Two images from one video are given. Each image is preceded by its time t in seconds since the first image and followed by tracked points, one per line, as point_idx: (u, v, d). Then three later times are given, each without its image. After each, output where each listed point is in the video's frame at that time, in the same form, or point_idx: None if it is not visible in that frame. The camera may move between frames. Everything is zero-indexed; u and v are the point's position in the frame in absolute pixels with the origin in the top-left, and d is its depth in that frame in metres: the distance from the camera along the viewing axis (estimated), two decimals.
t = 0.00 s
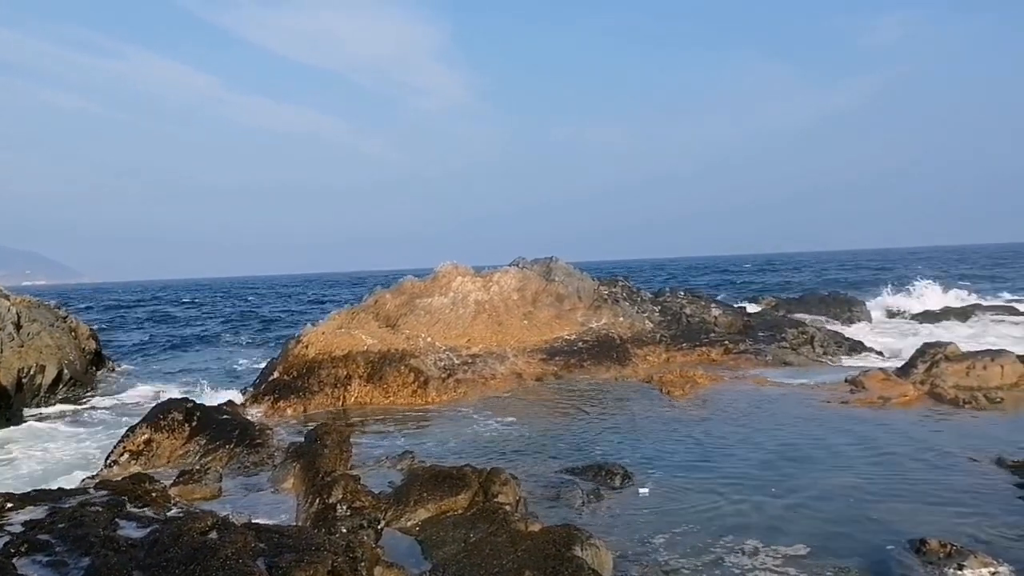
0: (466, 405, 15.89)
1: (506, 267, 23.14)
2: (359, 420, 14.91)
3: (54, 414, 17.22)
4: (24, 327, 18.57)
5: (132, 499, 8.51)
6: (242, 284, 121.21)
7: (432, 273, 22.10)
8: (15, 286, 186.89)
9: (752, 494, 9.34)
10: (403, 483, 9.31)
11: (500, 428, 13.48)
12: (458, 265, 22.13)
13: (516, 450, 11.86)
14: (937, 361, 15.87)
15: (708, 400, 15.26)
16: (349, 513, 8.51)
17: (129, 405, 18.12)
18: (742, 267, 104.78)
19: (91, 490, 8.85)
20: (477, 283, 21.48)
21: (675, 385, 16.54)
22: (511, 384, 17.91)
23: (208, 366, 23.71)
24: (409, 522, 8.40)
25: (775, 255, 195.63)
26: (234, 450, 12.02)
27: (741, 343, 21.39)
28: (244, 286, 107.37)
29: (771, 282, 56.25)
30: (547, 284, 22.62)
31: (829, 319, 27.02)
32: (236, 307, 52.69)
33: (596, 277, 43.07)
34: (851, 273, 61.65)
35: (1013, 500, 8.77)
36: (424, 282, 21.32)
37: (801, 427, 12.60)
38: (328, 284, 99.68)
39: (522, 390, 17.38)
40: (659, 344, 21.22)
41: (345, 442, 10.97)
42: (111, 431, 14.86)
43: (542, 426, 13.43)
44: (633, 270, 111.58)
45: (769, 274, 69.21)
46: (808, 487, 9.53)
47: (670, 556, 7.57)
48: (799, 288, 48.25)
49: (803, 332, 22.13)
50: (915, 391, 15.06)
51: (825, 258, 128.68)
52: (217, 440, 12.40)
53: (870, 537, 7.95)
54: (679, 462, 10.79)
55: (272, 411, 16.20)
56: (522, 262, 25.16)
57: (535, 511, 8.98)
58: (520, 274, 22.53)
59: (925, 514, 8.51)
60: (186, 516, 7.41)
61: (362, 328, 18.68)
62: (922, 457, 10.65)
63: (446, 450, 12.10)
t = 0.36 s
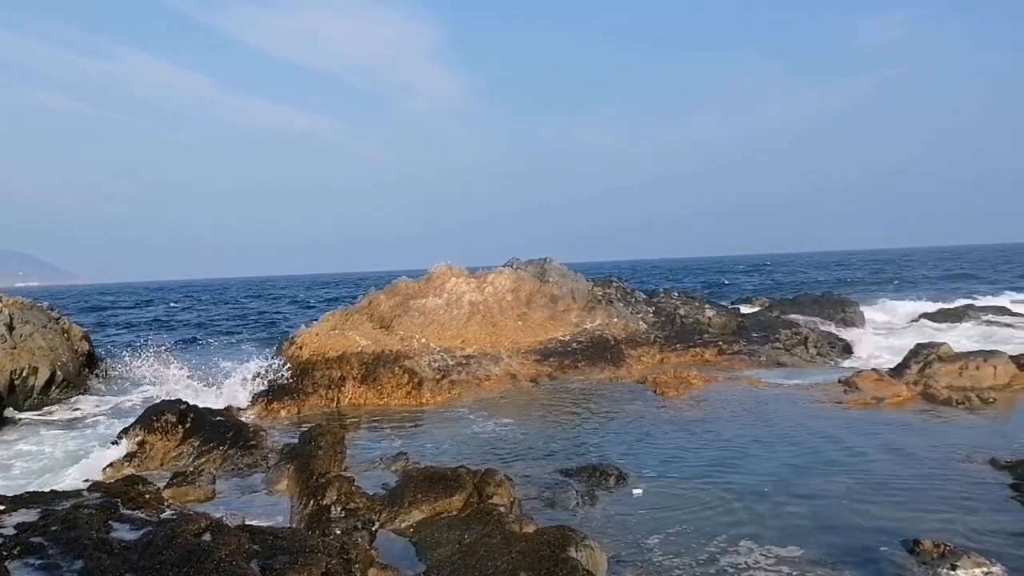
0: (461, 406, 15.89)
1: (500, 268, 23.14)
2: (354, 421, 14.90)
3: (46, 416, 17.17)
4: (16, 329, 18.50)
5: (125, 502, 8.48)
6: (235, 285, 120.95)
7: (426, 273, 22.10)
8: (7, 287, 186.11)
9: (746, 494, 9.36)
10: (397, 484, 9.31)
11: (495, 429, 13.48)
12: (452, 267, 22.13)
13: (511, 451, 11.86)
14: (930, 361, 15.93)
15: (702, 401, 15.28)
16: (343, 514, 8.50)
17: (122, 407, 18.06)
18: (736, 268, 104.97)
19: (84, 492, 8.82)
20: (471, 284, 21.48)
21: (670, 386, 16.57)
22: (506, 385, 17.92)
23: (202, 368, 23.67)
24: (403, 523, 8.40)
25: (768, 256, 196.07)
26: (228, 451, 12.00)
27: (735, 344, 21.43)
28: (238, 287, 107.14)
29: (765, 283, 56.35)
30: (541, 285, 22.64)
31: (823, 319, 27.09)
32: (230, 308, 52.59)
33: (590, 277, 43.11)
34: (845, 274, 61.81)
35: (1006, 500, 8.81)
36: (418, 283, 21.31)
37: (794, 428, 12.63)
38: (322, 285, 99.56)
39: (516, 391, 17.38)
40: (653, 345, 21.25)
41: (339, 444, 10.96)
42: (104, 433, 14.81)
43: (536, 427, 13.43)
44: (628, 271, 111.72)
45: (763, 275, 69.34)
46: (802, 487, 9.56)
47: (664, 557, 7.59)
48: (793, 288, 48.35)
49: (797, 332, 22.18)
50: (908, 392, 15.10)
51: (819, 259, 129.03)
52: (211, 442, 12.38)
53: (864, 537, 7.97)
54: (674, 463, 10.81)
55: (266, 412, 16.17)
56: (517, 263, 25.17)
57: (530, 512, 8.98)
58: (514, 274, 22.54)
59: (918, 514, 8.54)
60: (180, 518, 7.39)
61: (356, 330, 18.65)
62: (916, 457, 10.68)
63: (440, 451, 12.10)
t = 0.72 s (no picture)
0: (464, 407, 15.90)
1: (503, 269, 23.15)
2: (356, 422, 14.90)
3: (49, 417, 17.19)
4: (19, 329, 18.52)
5: (128, 502, 8.50)
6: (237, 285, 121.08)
7: (428, 274, 22.11)
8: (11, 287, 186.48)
9: (749, 496, 9.35)
10: (399, 485, 9.30)
11: (497, 430, 13.49)
12: (454, 268, 22.13)
13: (514, 452, 11.86)
14: (932, 363, 15.91)
15: (704, 402, 15.28)
16: (346, 515, 8.50)
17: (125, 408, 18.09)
18: (739, 269, 104.91)
19: (87, 493, 8.83)
20: (473, 285, 21.48)
21: (672, 387, 16.56)
22: (508, 386, 17.93)
23: (205, 368, 23.74)
24: (406, 524, 8.40)
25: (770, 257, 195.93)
26: (231, 452, 12.01)
27: (737, 345, 21.43)
28: (241, 288, 107.33)
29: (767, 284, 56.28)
30: (544, 286, 22.63)
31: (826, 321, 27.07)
32: (233, 309, 52.66)
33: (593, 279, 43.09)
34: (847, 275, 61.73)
35: (1008, 502, 8.80)
36: (420, 284, 21.32)
37: (797, 430, 12.62)
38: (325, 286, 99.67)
39: (518, 392, 17.38)
40: (655, 346, 21.25)
41: (342, 445, 10.96)
42: (107, 434, 14.85)
43: (538, 428, 13.43)
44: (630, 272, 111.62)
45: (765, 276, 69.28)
46: (804, 489, 9.56)
47: (666, 557, 7.59)
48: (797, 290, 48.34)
49: (799, 334, 22.18)
50: (911, 393, 15.08)
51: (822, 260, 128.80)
52: (213, 443, 12.40)
53: (866, 538, 7.97)
54: (676, 464, 10.81)
55: (269, 413, 16.19)
56: (519, 264, 25.18)
57: (532, 513, 8.99)
58: (517, 275, 22.54)
59: (921, 515, 8.53)
60: (183, 519, 7.39)
61: (359, 330, 18.66)
62: (918, 459, 10.67)
63: (443, 452, 12.10)
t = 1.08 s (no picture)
0: (466, 409, 15.89)
1: (505, 271, 23.16)
2: (358, 423, 14.90)
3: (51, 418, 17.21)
4: (22, 329, 18.53)
5: (130, 502, 8.51)
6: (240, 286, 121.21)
7: (430, 275, 22.11)
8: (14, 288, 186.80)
9: (751, 498, 9.34)
10: (402, 487, 9.30)
11: (499, 431, 13.49)
12: (456, 269, 22.14)
13: (516, 453, 11.86)
14: (935, 366, 15.88)
15: (707, 404, 15.26)
16: (348, 516, 8.50)
17: (127, 408, 18.12)
18: (741, 270, 104.84)
19: (90, 493, 8.84)
20: (475, 287, 21.47)
21: (674, 389, 16.56)
22: (511, 388, 17.94)
23: (208, 369, 23.75)
24: (408, 525, 8.40)
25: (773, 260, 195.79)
26: (233, 453, 12.02)
27: (739, 347, 21.41)
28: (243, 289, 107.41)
29: (770, 286, 56.23)
30: (546, 287, 22.62)
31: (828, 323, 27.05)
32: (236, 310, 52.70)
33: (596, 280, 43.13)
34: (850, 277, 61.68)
35: (1011, 506, 8.77)
36: (423, 285, 21.33)
37: (799, 432, 12.60)
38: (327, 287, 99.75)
39: (520, 393, 17.38)
40: (657, 348, 21.25)
41: (344, 446, 10.96)
42: (110, 434, 14.86)
43: (540, 430, 13.43)
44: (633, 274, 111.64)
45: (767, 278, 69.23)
46: (807, 491, 9.54)
47: (667, 560, 7.59)
48: (799, 292, 48.30)
49: (802, 336, 22.17)
50: (914, 396, 15.06)
51: (825, 262, 128.77)
52: (216, 443, 12.41)
53: (868, 541, 7.95)
54: (678, 467, 10.79)
55: (271, 414, 16.20)
56: (521, 265, 25.18)
57: (534, 515, 8.98)
58: (519, 277, 22.55)
59: (924, 519, 8.51)
60: (186, 519, 7.40)
61: (361, 331, 18.65)
62: (922, 462, 10.65)
63: (445, 453, 12.10)
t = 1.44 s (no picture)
0: (461, 410, 15.88)
1: (501, 272, 23.17)
2: (353, 425, 14.88)
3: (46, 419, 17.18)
4: (17, 330, 18.49)
5: (124, 503, 8.49)
6: (236, 287, 121.07)
7: (426, 277, 22.11)
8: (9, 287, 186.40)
9: (746, 500, 9.34)
10: (397, 488, 9.28)
11: (494, 433, 13.48)
12: (453, 270, 22.13)
13: (511, 455, 11.85)
14: (930, 369, 15.91)
15: (702, 406, 15.27)
16: (343, 518, 8.49)
17: (122, 409, 18.08)
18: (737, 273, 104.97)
19: (83, 493, 8.82)
20: (472, 288, 21.46)
21: (669, 391, 16.58)
22: (506, 389, 17.94)
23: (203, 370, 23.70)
24: (403, 527, 8.40)
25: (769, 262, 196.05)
26: (228, 454, 12.00)
27: (735, 350, 21.44)
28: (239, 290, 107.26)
29: (766, 289, 56.32)
30: (542, 289, 22.61)
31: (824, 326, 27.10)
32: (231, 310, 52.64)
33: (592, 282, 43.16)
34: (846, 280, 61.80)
35: (1005, 509, 8.79)
36: (419, 286, 21.33)
37: (794, 434, 12.61)
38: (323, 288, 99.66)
39: (516, 395, 17.38)
40: (653, 350, 21.27)
41: (339, 447, 10.94)
42: (104, 435, 14.82)
43: (535, 432, 13.42)
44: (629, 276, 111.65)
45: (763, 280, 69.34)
46: (802, 494, 9.54)
47: (662, 561, 7.59)
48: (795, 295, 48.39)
49: (797, 339, 22.20)
50: (908, 399, 15.07)
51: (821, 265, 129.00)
52: (211, 444, 12.39)
53: (863, 544, 7.96)
54: (674, 469, 10.79)
55: (266, 415, 16.17)
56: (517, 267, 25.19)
57: (529, 517, 8.98)
58: (515, 278, 22.55)
59: (918, 521, 8.52)
60: (179, 520, 7.38)
61: (356, 333, 18.62)
62: (916, 465, 10.66)
63: (440, 455, 12.09)
